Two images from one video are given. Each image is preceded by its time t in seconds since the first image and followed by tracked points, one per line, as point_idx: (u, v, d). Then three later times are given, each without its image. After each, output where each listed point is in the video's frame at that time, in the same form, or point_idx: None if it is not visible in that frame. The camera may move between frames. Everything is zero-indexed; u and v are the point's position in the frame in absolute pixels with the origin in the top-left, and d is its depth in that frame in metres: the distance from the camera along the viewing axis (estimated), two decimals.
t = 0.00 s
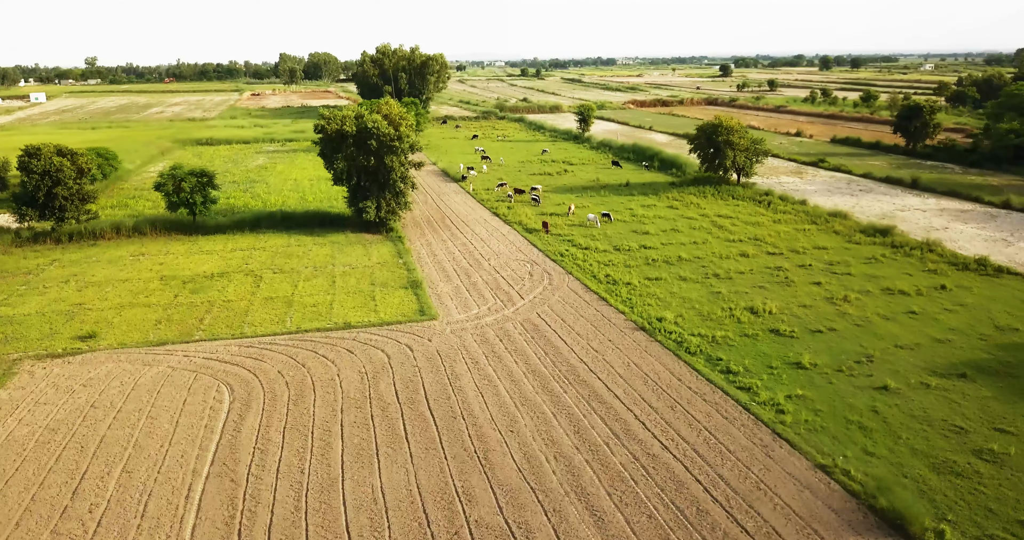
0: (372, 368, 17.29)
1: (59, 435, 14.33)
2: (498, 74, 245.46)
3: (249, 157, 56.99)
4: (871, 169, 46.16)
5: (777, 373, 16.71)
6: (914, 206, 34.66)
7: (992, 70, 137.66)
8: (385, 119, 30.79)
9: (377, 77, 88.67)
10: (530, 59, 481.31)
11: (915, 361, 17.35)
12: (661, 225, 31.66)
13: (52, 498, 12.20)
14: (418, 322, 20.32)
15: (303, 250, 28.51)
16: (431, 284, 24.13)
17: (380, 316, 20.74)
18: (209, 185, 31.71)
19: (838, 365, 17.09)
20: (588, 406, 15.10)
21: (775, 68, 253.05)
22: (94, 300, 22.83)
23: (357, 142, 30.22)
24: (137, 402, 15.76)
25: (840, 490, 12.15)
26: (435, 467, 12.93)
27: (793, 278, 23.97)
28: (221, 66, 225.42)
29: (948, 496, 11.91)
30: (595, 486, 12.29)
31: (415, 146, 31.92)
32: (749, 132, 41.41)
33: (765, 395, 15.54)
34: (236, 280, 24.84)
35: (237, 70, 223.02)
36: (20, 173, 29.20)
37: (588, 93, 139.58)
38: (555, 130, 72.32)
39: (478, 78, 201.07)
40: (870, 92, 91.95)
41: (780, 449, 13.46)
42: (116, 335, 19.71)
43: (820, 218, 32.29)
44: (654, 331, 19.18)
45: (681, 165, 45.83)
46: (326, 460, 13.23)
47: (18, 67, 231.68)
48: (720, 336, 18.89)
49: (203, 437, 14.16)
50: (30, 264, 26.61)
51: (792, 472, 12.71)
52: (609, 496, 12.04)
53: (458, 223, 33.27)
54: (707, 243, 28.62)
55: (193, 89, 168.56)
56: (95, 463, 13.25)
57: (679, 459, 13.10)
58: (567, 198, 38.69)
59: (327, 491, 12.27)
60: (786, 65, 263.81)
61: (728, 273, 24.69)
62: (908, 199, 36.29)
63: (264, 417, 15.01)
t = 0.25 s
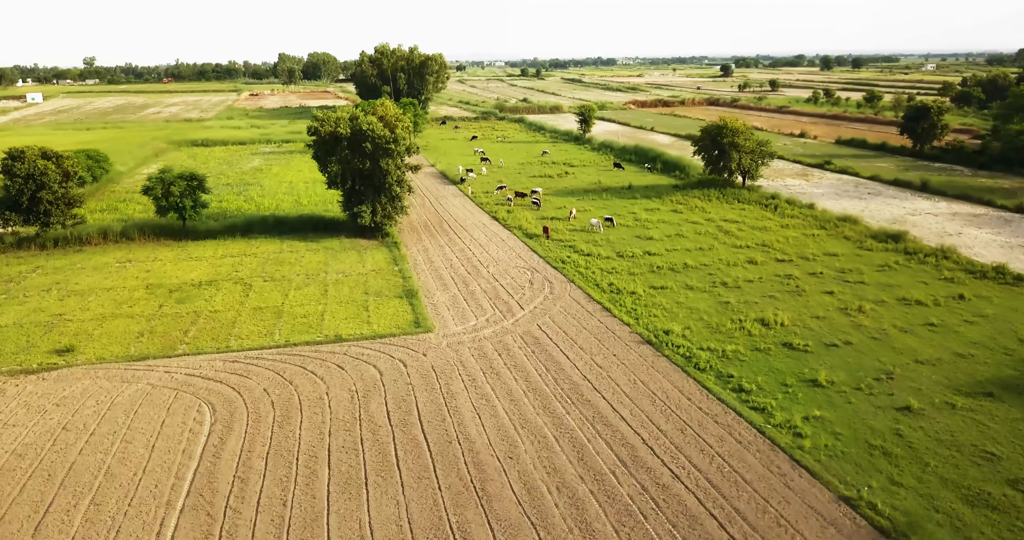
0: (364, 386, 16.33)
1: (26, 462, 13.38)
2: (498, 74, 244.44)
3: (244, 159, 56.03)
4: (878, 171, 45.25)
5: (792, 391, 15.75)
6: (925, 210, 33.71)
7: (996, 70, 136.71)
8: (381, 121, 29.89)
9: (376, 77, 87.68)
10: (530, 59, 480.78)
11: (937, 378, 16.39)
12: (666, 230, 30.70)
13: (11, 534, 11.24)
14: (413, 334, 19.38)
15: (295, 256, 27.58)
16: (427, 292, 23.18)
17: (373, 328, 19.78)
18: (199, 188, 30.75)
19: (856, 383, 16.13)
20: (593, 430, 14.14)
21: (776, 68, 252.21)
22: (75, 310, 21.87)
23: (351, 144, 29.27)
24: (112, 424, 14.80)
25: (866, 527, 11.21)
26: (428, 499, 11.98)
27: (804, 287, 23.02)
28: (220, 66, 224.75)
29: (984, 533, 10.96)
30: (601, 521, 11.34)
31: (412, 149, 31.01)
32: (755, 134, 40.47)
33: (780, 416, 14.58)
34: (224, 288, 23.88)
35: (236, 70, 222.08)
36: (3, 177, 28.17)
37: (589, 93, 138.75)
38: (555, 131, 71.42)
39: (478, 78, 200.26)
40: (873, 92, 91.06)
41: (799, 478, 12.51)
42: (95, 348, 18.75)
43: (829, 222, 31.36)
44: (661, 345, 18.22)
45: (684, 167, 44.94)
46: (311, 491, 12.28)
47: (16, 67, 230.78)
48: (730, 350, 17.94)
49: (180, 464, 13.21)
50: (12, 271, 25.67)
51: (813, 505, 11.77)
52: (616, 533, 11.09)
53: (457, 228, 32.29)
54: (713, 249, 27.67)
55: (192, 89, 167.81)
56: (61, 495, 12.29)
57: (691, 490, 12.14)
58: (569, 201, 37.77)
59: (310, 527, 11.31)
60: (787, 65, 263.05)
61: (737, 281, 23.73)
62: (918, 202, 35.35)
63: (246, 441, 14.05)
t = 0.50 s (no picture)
0: (354, 406, 15.38)
1: None
2: (498, 74, 243.44)
3: (239, 161, 55.08)
4: (885, 173, 44.32)
5: (809, 412, 14.80)
6: (937, 214, 32.76)
7: (999, 70, 135.79)
8: (376, 123, 28.98)
9: (374, 77, 86.87)
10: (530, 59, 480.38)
11: (963, 397, 15.44)
12: (670, 236, 29.75)
13: None
14: (406, 348, 18.44)
15: (287, 263, 26.64)
16: (423, 302, 22.22)
17: (365, 342, 18.84)
18: (189, 192, 29.75)
19: (877, 402, 15.18)
20: (597, 456, 13.20)
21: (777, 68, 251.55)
22: (55, 322, 20.90)
23: (345, 147, 28.32)
24: (84, 449, 13.84)
25: None
26: (420, 536, 11.04)
27: (816, 296, 22.08)
28: (219, 66, 224.09)
29: None
30: None
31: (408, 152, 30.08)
32: (760, 136, 39.54)
33: (798, 441, 13.63)
34: (212, 297, 22.92)
35: (234, 70, 221.21)
36: None
37: (589, 93, 137.91)
38: (556, 132, 70.51)
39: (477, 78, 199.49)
40: (877, 93, 90.13)
41: (822, 512, 11.56)
42: (73, 364, 17.78)
43: (838, 227, 30.44)
44: (669, 361, 17.27)
45: (688, 169, 44.07)
46: (293, 526, 11.32)
47: (14, 67, 229.95)
48: (741, 367, 16.99)
49: (153, 496, 12.25)
50: None
51: None
52: None
53: (455, 233, 31.35)
54: (720, 255, 26.73)
55: (190, 89, 167.02)
56: (22, 531, 11.32)
57: (704, 526, 11.20)
58: (570, 205, 36.86)
59: None
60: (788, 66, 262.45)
61: (746, 290, 22.78)
62: (929, 206, 34.41)
63: (226, 468, 13.10)
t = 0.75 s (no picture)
0: (342, 429, 14.43)
1: None
2: (498, 74, 242.71)
3: (234, 163, 54.13)
4: (894, 176, 43.37)
5: (829, 436, 13.84)
6: (950, 219, 31.80)
7: (1003, 70, 134.86)
8: (371, 125, 28.00)
9: (372, 78, 85.92)
10: (530, 59, 479.40)
11: (991, 418, 14.48)
12: (675, 242, 28.79)
13: None
14: (400, 363, 17.49)
15: (279, 270, 25.71)
16: (419, 312, 21.24)
17: (357, 357, 17.87)
18: (178, 196, 28.79)
19: (901, 425, 14.21)
20: (603, 486, 12.24)
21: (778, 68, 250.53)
22: (32, 334, 19.95)
23: (339, 150, 27.33)
24: (51, 477, 12.88)
25: None
26: None
27: (830, 307, 21.12)
28: (218, 66, 223.38)
29: None
30: None
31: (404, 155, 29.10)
32: (766, 137, 38.58)
33: (819, 469, 12.67)
34: (199, 307, 21.97)
35: (233, 70, 220.32)
36: None
37: (589, 94, 137.12)
38: (556, 132, 69.62)
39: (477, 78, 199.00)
40: (881, 93, 89.18)
41: None
42: (47, 380, 16.82)
43: (848, 232, 29.48)
44: (677, 379, 16.30)
45: (691, 171, 43.18)
46: None
47: (12, 67, 229.10)
48: (754, 385, 16.02)
49: (122, 532, 11.29)
50: None
51: None
52: None
53: (451, 238, 30.39)
54: (727, 262, 25.77)
55: (188, 89, 166.22)
56: None
57: None
58: (571, 208, 35.93)
59: None
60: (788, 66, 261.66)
61: (756, 300, 21.81)
62: (941, 210, 33.46)
63: (203, 499, 12.14)
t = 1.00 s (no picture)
0: (330, 454, 13.49)
1: None
2: (498, 74, 241.80)
3: (229, 164, 53.19)
4: (902, 178, 42.41)
5: (852, 464, 12.88)
6: (963, 223, 30.87)
7: (1007, 70, 133.94)
8: (366, 127, 27.03)
9: (371, 78, 84.89)
10: (530, 59, 478.65)
11: None
12: (680, 248, 27.83)
13: None
14: (393, 381, 16.54)
15: (269, 278, 24.78)
16: (414, 324, 20.26)
17: (347, 374, 16.93)
18: (166, 201, 27.85)
19: (927, 450, 13.27)
20: (610, 521, 11.30)
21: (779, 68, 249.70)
22: (8, 347, 19.01)
23: (332, 153, 26.36)
24: (13, 509, 11.94)
25: None
26: None
27: (844, 318, 20.18)
28: (216, 66, 222.48)
29: None
30: None
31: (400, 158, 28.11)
32: (773, 139, 37.62)
33: (843, 501, 11.73)
34: (184, 318, 21.04)
35: (232, 70, 219.34)
36: None
37: (589, 94, 136.23)
38: (557, 133, 68.72)
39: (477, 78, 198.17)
40: (885, 93, 88.23)
41: None
42: (19, 399, 15.88)
43: (859, 237, 28.54)
44: (687, 398, 15.36)
45: (695, 174, 42.24)
46: None
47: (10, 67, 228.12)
48: (769, 406, 15.07)
49: None
50: None
51: None
52: None
53: (448, 244, 29.39)
54: (735, 270, 24.83)
55: (186, 90, 165.31)
56: None
57: None
58: (572, 212, 34.98)
59: None
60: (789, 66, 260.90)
61: (767, 311, 20.85)
62: (953, 215, 32.53)
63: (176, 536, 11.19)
